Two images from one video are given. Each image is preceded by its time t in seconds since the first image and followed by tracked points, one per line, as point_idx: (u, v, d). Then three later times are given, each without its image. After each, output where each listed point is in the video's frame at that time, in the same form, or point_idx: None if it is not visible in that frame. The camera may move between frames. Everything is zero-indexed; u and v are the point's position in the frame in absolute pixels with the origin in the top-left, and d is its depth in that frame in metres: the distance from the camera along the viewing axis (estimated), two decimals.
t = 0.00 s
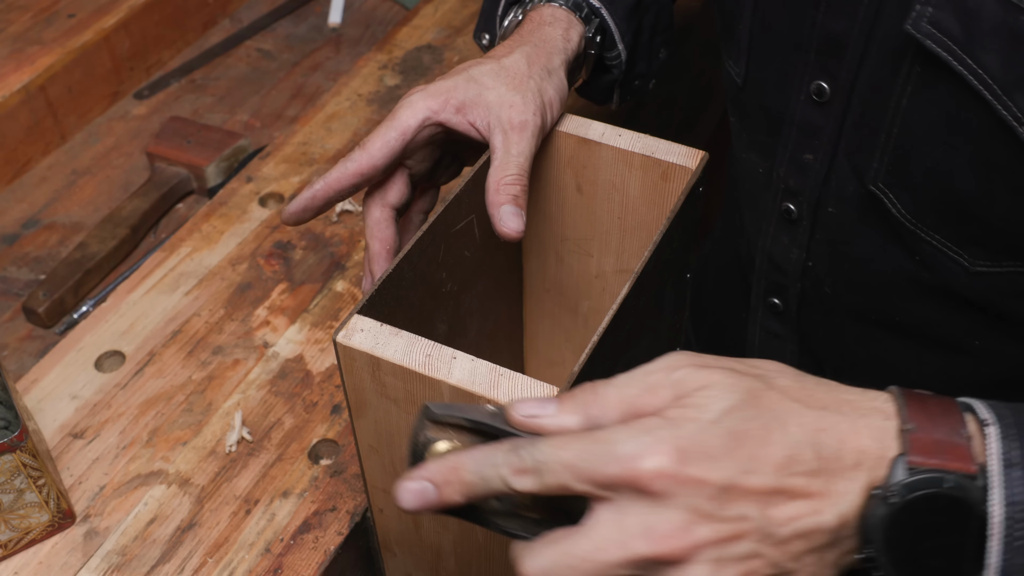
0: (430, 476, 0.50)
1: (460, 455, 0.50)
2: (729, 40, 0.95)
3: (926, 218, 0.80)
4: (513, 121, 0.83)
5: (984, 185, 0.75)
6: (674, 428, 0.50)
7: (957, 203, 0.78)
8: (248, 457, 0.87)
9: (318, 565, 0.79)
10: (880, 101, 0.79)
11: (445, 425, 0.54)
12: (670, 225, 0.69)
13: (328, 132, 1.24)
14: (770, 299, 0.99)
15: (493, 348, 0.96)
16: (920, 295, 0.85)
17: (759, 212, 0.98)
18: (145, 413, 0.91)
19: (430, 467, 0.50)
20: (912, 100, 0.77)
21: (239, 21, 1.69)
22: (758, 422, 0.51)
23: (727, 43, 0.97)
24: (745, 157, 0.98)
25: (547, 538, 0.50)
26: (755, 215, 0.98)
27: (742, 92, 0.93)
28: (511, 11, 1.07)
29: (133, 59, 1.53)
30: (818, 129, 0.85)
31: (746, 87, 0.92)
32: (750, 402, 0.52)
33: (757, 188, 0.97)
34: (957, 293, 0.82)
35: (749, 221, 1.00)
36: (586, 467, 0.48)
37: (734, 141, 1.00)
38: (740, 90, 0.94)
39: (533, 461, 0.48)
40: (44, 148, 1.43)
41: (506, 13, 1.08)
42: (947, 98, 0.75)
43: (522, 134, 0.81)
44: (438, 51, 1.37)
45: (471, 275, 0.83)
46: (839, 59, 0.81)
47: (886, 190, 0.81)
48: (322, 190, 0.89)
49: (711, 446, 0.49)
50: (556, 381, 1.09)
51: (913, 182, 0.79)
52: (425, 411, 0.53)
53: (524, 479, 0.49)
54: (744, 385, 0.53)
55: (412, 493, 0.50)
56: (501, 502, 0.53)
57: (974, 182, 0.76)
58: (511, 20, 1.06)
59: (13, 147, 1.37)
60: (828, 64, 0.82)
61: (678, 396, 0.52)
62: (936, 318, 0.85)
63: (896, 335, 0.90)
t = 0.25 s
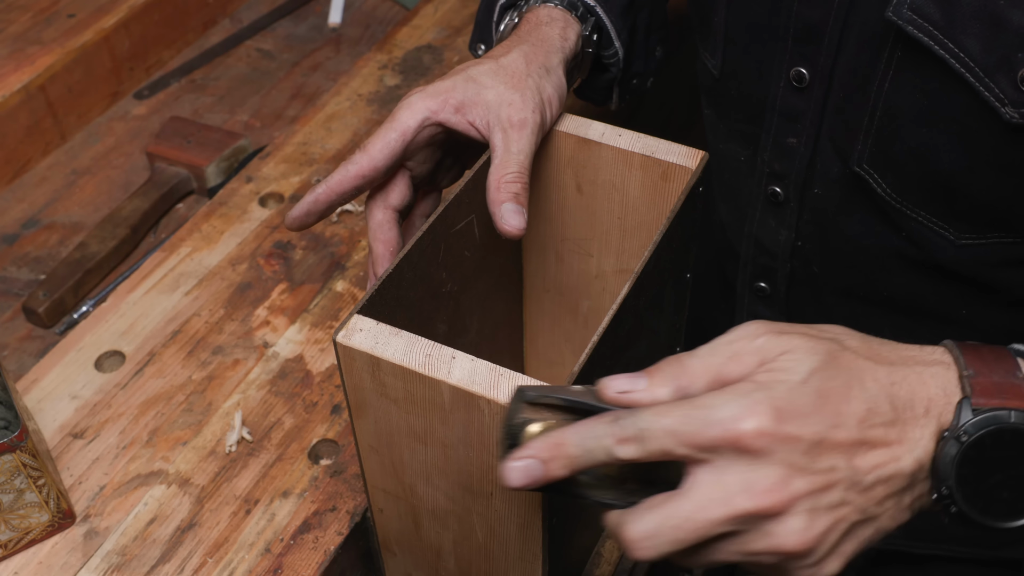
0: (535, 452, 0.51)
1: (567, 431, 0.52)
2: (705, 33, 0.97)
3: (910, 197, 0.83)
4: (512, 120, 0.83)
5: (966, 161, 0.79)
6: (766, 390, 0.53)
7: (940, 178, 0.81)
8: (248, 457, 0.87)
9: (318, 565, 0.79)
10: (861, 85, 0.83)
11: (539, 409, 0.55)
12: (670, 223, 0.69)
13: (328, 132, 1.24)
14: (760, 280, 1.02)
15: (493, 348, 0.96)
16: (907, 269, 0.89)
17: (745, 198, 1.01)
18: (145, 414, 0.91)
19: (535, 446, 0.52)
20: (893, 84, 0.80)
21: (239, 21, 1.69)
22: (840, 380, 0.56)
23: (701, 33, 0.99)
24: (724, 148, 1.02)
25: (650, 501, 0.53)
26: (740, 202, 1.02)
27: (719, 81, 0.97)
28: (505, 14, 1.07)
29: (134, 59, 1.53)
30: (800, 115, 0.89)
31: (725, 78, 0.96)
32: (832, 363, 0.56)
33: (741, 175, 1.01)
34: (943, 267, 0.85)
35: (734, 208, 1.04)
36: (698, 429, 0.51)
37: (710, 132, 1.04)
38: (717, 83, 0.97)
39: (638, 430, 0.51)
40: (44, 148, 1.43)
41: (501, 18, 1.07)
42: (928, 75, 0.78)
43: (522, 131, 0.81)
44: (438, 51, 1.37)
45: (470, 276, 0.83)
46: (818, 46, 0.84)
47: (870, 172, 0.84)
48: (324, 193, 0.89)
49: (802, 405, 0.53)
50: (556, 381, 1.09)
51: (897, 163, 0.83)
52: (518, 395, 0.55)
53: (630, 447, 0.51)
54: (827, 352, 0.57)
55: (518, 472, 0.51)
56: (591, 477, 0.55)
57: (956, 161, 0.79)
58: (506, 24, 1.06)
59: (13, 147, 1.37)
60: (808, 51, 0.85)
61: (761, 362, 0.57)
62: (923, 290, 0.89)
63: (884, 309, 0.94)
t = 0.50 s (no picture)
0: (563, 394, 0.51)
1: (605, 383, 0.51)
2: (705, 29, 0.99)
3: (903, 194, 0.84)
4: (513, 120, 0.83)
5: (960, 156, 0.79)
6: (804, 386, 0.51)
7: (934, 174, 0.81)
8: (248, 457, 0.87)
9: (318, 565, 0.79)
10: (855, 80, 0.82)
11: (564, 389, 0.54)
12: (671, 222, 0.69)
13: (328, 132, 1.24)
14: (757, 283, 1.02)
15: (493, 348, 0.96)
16: (902, 274, 0.89)
17: (740, 198, 1.01)
18: (145, 414, 0.91)
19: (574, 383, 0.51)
20: (887, 76, 0.80)
21: (239, 21, 1.69)
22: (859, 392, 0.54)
23: (701, 32, 1.00)
24: (723, 145, 1.01)
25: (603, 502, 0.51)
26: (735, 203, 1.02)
27: (722, 76, 0.97)
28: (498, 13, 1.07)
29: (134, 59, 1.53)
30: (794, 113, 0.89)
31: (725, 73, 0.96)
32: (752, 400, 0.47)
33: (736, 176, 1.01)
34: (937, 269, 0.85)
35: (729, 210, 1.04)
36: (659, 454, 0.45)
37: (714, 130, 1.04)
38: (719, 77, 0.98)
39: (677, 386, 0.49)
40: (44, 148, 1.43)
41: (494, 18, 1.07)
42: (923, 69, 0.78)
43: (524, 131, 0.81)
44: (438, 51, 1.37)
45: (470, 275, 0.83)
46: (815, 41, 0.84)
47: (865, 169, 0.85)
48: (327, 200, 0.89)
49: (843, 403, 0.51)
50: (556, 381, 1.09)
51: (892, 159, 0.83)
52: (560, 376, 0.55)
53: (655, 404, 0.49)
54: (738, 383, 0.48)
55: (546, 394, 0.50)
56: (511, 475, 0.53)
57: (951, 154, 0.79)
58: (499, 24, 1.06)
59: (13, 147, 1.37)
60: (803, 46, 0.85)
61: (671, 389, 0.49)
62: (917, 296, 0.89)
63: (877, 316, 0.94)
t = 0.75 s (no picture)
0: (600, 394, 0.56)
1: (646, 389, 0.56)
2: (697, 29, 0.99)
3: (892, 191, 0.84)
4: (514, 122, 0.83)
5: (947, 151, 0.79)
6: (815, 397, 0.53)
7: (920, 169, 0.81)
8: (248, 457, 0.87)
9: (318, 565, 0.79)
10: (843, 75, 0.82)
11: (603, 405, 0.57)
12: (671, 222, 0.69)
13: (328, 132, 1.24)
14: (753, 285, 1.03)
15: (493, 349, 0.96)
16: (892, 276, 0.90)
17: (738, 199, 1.02)
18: (145, 414, 0.91)
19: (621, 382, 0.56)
20: (873, 69, 0.80)
21: (239, 21, 1.69)
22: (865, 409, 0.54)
23: (695, 33, 1.00)
24: (720, 146, 1.02)
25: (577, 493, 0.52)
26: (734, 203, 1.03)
27: (715, 78, 0.98)
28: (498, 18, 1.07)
29: (134, 59, 1.53)
30: (790, 110, 0.88)
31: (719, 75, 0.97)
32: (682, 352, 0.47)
33: (733, 175, 1.01)
34: (928, 271, 0.86)
35: (731, 212, 1.05)
36: (583, 395, 0.44)
37: (709, 132, 1.04)
38: (712, 79, 0.98)
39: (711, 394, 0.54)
40: (44, 148, 1.43)
41: (495, 23, 1.07)
42: (905, 60, 0.78)
43: (524, 132, 0.81)
44: (438, 51, 1.37)
45: (470, 275, 0.83)
46: (807, 37, 0.84)
47: (852, 165, 0.85)
48: (325, 199, 0.89)
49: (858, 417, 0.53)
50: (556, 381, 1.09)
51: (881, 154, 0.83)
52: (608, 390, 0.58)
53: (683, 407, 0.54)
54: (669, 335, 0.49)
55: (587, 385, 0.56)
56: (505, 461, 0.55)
57: (937, 148, 0.79)
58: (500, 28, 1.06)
59: (13, 147, 1.37)
60: (798, 43, 0.85)
61: (609, 345, 0.48)
62: (908, 298, 0.90)
63: (871, 319, 0.95)
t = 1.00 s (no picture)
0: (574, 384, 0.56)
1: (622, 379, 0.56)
2: (706, 36, 0.99)
3: (912, 190, 0.84)
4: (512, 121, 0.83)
5: (964, 147, 0.79)
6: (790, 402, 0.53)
7: (938, 167, 0.82)
8: (248, 457, 0.87)
9: (318, 565, 0.79)
10: (855, 72, 0.82)
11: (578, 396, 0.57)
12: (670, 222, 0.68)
13: (329, 132, 1.24)
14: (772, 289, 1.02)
15: (493, 349, 0.96)
16: (914, 275, 0.90)
17: (751, 205, 1.00)
18: (145, 414, 0.91)
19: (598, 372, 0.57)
20: (886, 65, 0.80)
21: (239, 21, 1.69)
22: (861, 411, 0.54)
23: (703, 37, 1.00)
24: (733, 149, 1.00)
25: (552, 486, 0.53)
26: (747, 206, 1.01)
27: (723, 81, 0.97)
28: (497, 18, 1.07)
29: (133, 59, 1.53)
30: (800, 110, 0.88)
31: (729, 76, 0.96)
32: (764, 382, 0.54)
33: (747, 178, 0.99)
34: (950, 269, 0.87)
35: (745, 217, 1.02)
36: (676, 427, 0.50)
37: (720, 136, 1.03)
38: (722, 82, 0.98)
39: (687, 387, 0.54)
40: (44, 148, 1.43)
41: (494, 24, 1.07)
42: (918, 56, 0.78)
43: (524, 131, 0.81)
44: (438, 52, 1.37)
45: (470, 275, 0.83)
46: (814, 37, 0.84)
47: (869, 164, 0.85)
48: (325, 200, 0.89)
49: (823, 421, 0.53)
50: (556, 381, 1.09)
51: (898, 153, 0.83)
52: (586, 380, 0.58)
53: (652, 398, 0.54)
54: (750, 362, 0.55)
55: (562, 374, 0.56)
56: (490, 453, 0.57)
57: (951, 143, 0.80)
58: (499, 29, 1.06)
59: (13, 147, 1.37)
60: (805, 42, 0.84)
61: (691, 370, 0.55)
62: (929, 298, 0.91)
63: (894, 317, 0.96)
